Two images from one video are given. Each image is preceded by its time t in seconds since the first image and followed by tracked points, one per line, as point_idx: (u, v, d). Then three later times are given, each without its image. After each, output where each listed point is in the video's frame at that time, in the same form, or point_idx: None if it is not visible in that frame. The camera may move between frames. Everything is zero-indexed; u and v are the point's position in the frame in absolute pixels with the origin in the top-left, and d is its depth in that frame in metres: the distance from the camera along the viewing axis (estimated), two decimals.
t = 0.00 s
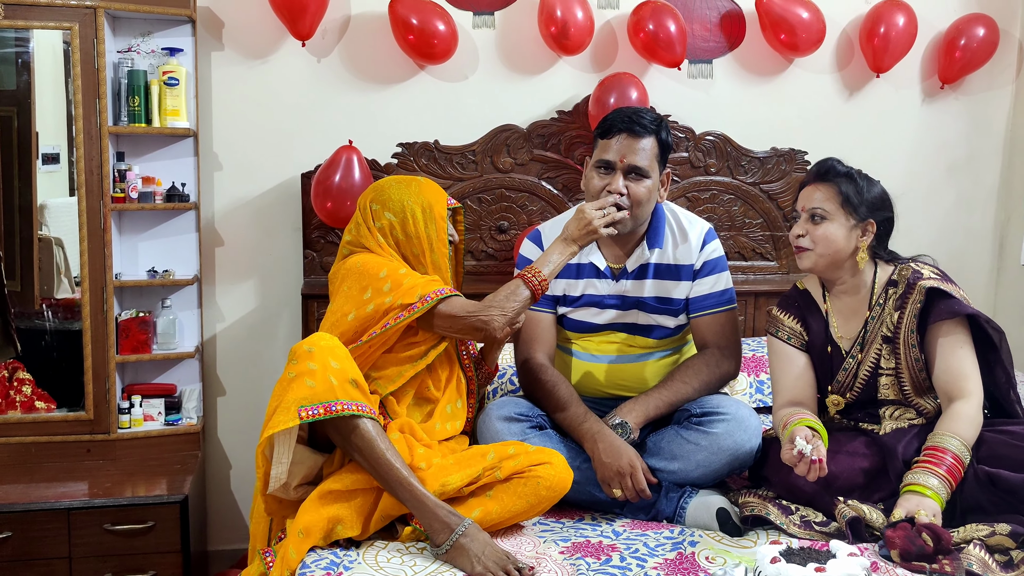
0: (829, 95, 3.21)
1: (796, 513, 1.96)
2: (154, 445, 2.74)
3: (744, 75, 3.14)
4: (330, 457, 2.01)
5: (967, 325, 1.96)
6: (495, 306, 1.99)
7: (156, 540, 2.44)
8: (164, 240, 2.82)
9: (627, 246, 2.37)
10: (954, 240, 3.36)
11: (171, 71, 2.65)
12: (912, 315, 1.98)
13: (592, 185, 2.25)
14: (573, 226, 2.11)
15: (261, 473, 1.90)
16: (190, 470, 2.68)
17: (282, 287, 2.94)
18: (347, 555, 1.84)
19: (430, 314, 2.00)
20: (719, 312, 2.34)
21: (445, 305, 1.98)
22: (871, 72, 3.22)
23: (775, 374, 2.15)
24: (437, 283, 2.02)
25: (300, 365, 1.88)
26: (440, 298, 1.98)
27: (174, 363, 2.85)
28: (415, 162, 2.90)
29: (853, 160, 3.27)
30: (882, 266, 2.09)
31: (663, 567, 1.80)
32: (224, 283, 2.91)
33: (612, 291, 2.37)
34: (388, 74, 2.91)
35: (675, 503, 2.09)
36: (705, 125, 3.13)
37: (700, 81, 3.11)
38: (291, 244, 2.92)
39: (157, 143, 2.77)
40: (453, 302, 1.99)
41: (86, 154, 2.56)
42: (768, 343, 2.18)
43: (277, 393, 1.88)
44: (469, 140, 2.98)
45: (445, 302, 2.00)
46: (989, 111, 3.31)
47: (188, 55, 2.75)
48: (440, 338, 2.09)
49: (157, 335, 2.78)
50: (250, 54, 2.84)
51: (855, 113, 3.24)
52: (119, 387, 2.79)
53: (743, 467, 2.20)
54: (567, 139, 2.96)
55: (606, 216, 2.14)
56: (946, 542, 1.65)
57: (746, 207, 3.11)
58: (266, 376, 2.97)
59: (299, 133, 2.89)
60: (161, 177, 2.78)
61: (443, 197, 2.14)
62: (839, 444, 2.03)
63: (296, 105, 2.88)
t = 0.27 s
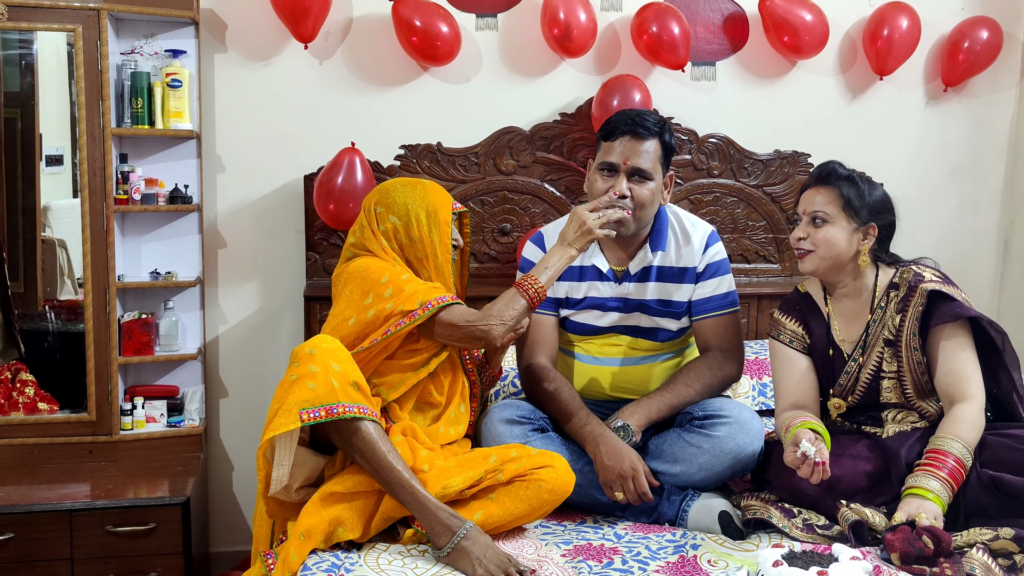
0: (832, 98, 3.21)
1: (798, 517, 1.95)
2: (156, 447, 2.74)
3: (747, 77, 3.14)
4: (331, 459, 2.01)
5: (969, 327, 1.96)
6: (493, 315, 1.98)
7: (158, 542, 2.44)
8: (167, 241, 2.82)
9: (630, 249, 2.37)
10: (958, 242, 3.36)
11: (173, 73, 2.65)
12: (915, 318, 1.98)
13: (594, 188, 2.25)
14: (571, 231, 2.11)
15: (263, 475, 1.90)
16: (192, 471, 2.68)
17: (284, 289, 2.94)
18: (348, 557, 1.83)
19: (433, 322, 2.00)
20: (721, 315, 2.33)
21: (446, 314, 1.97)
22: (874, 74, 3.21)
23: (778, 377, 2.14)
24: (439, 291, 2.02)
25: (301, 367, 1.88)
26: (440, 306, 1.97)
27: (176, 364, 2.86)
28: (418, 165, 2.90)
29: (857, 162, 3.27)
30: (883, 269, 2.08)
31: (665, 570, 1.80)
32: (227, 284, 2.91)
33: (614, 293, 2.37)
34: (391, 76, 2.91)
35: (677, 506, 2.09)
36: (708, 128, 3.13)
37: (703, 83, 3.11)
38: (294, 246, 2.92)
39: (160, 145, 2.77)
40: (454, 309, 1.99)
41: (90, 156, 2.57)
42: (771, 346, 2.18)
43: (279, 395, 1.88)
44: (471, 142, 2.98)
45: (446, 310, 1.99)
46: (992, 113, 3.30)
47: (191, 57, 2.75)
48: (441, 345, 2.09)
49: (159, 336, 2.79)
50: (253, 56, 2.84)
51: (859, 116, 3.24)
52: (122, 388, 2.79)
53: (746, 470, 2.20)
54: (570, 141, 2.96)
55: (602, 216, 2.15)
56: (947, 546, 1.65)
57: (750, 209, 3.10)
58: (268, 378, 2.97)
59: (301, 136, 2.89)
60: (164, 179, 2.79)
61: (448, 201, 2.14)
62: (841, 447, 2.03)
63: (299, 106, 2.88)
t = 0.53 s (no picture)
0: (833, 100, 3.20)
1: (799, 519, 1.95)
2: (157, 448, 2.74)
3: (749, 79, 3.13)
4: (331, 460, 2.01)
5: (971, 331, 1.96)
6: (479, 342, 1.96)
7: (158, 543, 2.44)
8: (168, 242, 2.82)
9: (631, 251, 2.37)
10: (960, 244, 3.35)
11: (175, 75, 2.65)
12: (917, 320, 1.98)
13: (595, 189, 2.25)
14: (574, 251, 2.00)
15: (263, 477, 1.90)
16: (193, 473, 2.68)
17: (285, 290, 2.94)
18: (348, 559, 1.83)
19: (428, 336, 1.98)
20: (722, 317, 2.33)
21: (441, 332, 1.96)
22: (876, 76, 3.21)
23: (779, 379, 2.14)
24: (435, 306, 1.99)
25: (302, 368, 1.87)
26: (434, 323, 1.94)
27: (177, 366, 2.86)
28: (419, 166, 2.90)
29: (858, 164, 3.26)
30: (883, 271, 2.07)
31: (665, 572, 1.80)
32: (228, 286, 2.91)
33: (615, 296, 2.37)
34: (392, 78, 2.91)
35: (678, 507, 2.09)
36: (709, 129, 3.12)
37: (705, 85, 3.10)
38: (295, 247, 2.92)
39: (161, 147, 2.77)
40: (449, 328, 1.96)
41: (91, 157, 2.57)
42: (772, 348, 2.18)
43: (280, 396, 1.87)
44: (473, 144, 2.98)
45: (441, 327, 1.97)
46: (994, 115, 3.30)
47: (193, 58, 2.76)
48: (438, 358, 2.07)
49: (161, 338, 2.79)
50: (254, 58, 2.84)
51: (860, 117, 3.23)
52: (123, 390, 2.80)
53: (746, 472, 2.19)
54: (571, 143, 2.96)
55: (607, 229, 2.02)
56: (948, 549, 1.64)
57: (751, 211, 3.10)
58: (269, 379, 2.97)
59: (302, 137, 2.89)
60: (166, 180, 2.79)
61: (450, 203, 2.13)
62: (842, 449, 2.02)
63: (301, 108, 2.88)
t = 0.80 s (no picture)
0: (834, 101, 3.20)
1: (798, 520, 1.94)
2: (157, 449, 2.74)
3: (749, 81, 3.13)
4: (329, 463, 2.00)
5: (971, 333, 1.96)
6: (455, 380, 1.95)
7: (158, 544, 2.44)
8: (168, 243, 2.82)
9: (630, 251, 2.36)
10: (961, 246, 3.35)
11: (175, 76, 2.66)
12: (917, 322, 1.98)
13: (595, 191, 2.25)
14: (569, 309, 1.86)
15: (261, 479, 1.89)
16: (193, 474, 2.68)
17: (285, 291, 2.94)
18: (347, 560, 1.83)
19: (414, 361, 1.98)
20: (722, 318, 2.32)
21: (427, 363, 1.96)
22: (876, 77, 3.21)
23: (780, 380, 2.13)
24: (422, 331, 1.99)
25: (300, 371, 1.87)
26: (416, 352, 1.94)
27: (177, 367, 2.86)
28: (419, 167, 2.90)
29: (859, 165, 3.26)
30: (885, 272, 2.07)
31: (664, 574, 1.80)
32: (228, 287, 2.92)
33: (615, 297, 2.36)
34: (392, 79, 2.91)
35: (677, 509, 2.08)
36: (709, 131, 3.12)
37: (706, 86, 3.10)
38: (294, 248, 2.92)
39: (161, 148, 2.77)
40: (432, 359, 1.96)
41: (91, 159, 2.57)
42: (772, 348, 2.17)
43: (277, 399, 1.87)
44: (472, 145, 2.98)
45: (427, 357, 1.97)
46: (995, 116, 3.30)
47: (193, 60, 2.76)
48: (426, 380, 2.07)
49: (160, 339, 2.78)
50: (254, 59, 2.84)
51: (861, 119, 3.23)
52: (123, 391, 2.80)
53: (745, 474, 2.19)
54: (571, 144, 2.96)
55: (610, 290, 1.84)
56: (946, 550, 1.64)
57: (751, 212, 3.10)
58: (269, 381, 2.97)
59: (302, 138, 2.90)
60: (166, 181, 2.79)
61: (447, 205, 2.13)
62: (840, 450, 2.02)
63: (301, 109, 2.88)
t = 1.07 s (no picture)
0: (834, 103, 3.20)
1: (798, 522, 1.93)
2: (157, 450, 2.74)
3: (750, 83, 3.13)
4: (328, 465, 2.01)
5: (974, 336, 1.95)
6: (443, 406, 1.94)
7: (158, 546, 2.44)
8: (169, 245, 2.83)
9: (631, 253, 2.37)
10: (961, 248, 3.35)
11: (176, 78, 2.66)
12: (920, 324, 1.98)
13: (597, 196, 2.25)
14: (572, 371, 1.83)
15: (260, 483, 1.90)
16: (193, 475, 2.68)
17: (286, 292, 2.94)
18: (347, 562, 1.83)
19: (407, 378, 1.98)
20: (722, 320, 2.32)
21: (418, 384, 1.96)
22: (877, 79, 3.21)
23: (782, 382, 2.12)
24: (415, 349, 1.98)
25: (298, 375, 1.87)
26: (407, 374, 1.94)
27: (178, 368, 2.86)
28: (419, 169, 2.90)
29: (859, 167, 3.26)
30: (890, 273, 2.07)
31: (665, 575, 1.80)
32: (228, 288, 2.92)
33: (615, 299, 2.36)
34: (392, 81, 2.91)
35: (677, 510, 2.08)
36: (710, 132, 3.12)
37: (706, 88, 3.10)
38: (295, 250, 2.93)
39: (162, 150, 2.78)
40: (422, 382, 1.96)
41: (92, 160, 2.57)
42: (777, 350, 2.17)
43: (275, 403, 1.87)
44: (473, 146, 2.98)
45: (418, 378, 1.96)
46: (996, 118, 3.30)
47: (194, 61, 2.76)
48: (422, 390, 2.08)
49: (161, 340, 2.79)
50: (255, 61, 2.85)
51: (861, 120, 3.23)
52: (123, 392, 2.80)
53: (745, 476, 2.19)
54: (572, 146, 2.96)
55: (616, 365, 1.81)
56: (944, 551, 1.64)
57: (751, 214, 3.10)
58: (270, 382, 2.98)
59: (303, 140, 2.90)
60: (166, 183, 2.79)
61: (447, 207, 2.13)
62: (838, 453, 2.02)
63: (301, 111, 2.89)
